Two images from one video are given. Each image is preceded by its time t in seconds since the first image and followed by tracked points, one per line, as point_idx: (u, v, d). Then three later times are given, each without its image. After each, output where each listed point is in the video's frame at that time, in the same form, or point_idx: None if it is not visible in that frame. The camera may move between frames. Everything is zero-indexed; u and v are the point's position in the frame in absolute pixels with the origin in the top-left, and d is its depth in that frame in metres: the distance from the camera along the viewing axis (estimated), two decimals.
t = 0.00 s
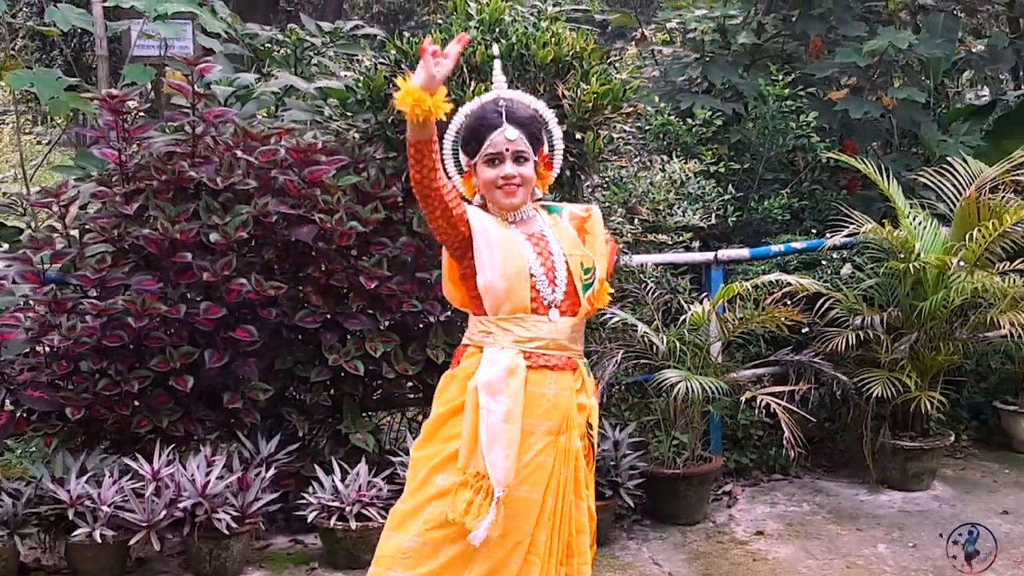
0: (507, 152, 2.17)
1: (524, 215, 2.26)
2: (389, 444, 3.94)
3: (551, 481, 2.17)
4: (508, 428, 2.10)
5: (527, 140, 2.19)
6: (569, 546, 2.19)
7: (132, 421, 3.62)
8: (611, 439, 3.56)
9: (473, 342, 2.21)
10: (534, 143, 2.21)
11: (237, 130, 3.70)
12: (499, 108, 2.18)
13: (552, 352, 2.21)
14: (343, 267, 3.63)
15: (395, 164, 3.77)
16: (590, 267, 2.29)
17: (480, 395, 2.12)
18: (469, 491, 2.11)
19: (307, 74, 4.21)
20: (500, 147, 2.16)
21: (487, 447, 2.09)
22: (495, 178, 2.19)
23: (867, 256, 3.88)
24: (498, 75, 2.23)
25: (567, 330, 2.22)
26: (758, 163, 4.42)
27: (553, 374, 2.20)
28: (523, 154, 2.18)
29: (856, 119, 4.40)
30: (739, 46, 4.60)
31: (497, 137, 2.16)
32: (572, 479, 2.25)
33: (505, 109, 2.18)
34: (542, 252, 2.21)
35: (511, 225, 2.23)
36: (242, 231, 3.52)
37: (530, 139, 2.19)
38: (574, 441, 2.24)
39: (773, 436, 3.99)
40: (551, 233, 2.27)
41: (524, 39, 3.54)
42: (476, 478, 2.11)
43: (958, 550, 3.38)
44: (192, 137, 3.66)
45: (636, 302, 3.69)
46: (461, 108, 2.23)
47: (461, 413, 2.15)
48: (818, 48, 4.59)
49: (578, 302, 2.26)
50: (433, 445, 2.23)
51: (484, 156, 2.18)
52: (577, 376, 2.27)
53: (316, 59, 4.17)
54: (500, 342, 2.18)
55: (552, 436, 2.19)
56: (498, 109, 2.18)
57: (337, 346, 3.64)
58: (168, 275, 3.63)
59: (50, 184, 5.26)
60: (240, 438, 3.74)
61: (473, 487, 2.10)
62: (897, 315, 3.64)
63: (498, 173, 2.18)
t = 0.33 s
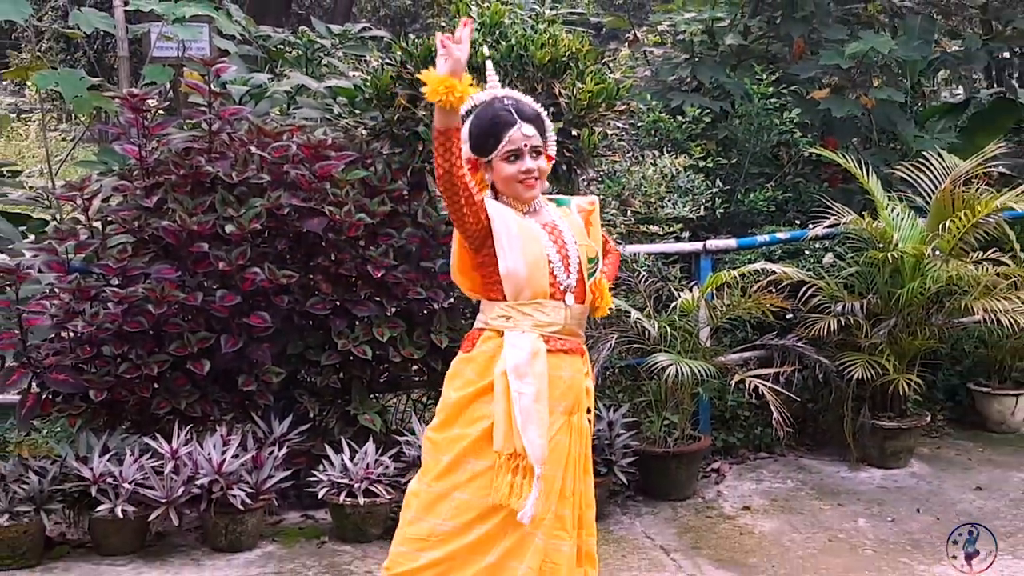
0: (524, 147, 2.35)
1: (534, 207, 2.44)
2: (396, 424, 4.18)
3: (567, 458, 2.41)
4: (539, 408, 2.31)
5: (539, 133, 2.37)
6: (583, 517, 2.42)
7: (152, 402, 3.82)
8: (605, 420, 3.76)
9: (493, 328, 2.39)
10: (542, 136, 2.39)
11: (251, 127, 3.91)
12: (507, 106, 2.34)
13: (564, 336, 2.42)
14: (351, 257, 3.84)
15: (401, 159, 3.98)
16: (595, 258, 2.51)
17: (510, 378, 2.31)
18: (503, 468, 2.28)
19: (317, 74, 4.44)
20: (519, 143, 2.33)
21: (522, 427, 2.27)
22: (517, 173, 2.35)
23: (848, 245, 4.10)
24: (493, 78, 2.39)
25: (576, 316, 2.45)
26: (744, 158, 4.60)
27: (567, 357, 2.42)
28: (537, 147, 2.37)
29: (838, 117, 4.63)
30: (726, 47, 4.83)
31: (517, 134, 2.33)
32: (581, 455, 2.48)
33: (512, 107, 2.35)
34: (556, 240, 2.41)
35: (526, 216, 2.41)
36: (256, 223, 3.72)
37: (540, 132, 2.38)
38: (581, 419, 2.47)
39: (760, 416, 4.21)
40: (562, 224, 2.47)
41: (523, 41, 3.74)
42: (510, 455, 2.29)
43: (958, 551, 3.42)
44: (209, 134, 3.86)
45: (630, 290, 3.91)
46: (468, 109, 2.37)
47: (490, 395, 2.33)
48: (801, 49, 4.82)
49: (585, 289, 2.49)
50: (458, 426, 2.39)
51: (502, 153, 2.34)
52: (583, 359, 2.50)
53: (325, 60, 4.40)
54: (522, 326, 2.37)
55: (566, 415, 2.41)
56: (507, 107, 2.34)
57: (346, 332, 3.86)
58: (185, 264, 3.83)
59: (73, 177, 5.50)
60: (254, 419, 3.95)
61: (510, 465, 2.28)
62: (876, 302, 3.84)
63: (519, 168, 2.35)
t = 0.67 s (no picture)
0: (558, 147, 2.50)
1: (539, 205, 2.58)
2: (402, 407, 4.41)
3: (572, 440, 2.52)
4: (529, 391, 2.41)
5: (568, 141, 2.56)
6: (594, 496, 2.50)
7: (169, 387, 4.02)
8: (601, 403, 3.97)
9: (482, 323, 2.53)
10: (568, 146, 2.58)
11: (264, 125, 4.09)
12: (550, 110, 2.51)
13: (550, 325, 2.55)
14: (359, 248, 4.03)
15: (406, 155, 4.18)
16: (587, 257, 2.67)
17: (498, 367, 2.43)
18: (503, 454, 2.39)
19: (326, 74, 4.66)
20: (558, 142, 2.49)
21: (514, 412, 2.37)
22: (547, 165, 2.49)
23: (832, 237, 4.29)
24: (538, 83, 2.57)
25: (563, 305, 2.57)
26: (733, 154, 4.84)
27: (552, 343, 2.55)
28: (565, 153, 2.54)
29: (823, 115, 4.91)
30: (715, 49, 5.11)
31: (559, 133, 2.49)
32: (582, 439, 2.60)
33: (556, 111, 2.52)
34: (552, 238, 2.55)
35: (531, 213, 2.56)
36: (269, 216, 3.91)
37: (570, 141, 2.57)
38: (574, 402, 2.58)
39: (748, 399, 4.45)
40: (559, 226, 2.60)
41: (523, 43, 3.93)
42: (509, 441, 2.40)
43: (957, 549, 3.43)
44: (224, 131, 4.05)
45: (624, 280, 4.07)
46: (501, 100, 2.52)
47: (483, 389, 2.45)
48: (787, 50, 5.05)
49: (572, 283, 2.63)
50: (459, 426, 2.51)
51: (541, 144, 2.47)
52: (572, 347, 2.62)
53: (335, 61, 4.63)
54: (506, 313, 2.49)
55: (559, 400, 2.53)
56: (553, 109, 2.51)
57: (354, 319, 4.06)
58: (201, 256, 4.01)
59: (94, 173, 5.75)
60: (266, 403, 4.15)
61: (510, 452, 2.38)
62: (858, 291, 4.03)
63: (550, 162, 2.49)
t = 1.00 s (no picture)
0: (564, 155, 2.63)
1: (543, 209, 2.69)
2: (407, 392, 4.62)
3: (574, 433, 2.59)
4: (529, 385, 2.49)
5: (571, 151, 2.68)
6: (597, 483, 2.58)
7: (185, 373, 4.20)
8: (598, 389, 4.15)
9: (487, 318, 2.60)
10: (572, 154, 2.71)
11: (275, 123, 4.29)
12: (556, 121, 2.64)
13: (552, 320, 2.62)
14: (366, 241, 4.22)
15: (411, 152, 4.38)
16: (586, 255, 2.79)
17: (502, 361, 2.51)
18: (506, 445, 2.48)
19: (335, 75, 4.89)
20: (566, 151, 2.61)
21: (515, 405, 2.46)
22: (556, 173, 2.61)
23: (818, 230, 4.50)
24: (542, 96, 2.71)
25: (564, 301, 2.65)
26: (723, 151, 5.06)
27: (555, 338, 2.62)
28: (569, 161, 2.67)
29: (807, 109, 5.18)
30: (706, 50, 5.33)
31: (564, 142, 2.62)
32: (585, 432, 2.66)
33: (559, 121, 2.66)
34: (558, 239, 2.65)
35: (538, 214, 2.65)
36: (280, 210, 4.11)
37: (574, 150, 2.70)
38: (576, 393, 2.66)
39: (738, 384, 4.69)
40: (561, 229, 2.70)
41: (522, 45, 4.13)
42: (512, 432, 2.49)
43: (957, 550, 3.45)
44: (237, 129, 4.24)
45: (619, 270, 4.29)
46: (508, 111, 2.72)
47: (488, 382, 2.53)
48: (775, 51, 5.29)
49: (573, 280, 2.72)
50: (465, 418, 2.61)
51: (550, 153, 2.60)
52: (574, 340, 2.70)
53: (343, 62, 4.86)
54: (511, 309, 2.57)
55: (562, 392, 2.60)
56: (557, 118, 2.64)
57: (361, 309, 4.26)
58: (216, 248, 4.20)
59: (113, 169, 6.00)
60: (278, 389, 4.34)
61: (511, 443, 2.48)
62: (843, 282, 4.22)
63: (558, 170, 2.61)
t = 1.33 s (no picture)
0: (524, 129, 2.91)
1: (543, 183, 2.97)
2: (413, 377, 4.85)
3: (572, 402, 2.88)
4: (545, 349, 2.78)
5: (537, 117, 2.93)
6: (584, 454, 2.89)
7: (201, 359, 4.40)
8: (594, 374, 4.34)
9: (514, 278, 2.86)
10: (541, 119, 2.96)
11: (286, 120, 4.49)
12: (510, 100, 2.93)
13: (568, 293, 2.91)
14: (373, 233, 4.42)
15: (416, 148, 4.59)
16: (591, 230, 3.08)
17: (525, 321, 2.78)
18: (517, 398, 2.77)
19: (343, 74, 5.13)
20: (520, 126, 2.90)
21: (530, 364, 2.75)
22: (520, 150, 2.91)
23: (804, 222, 4.73)
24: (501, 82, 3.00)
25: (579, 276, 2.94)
26: (714, 146, 5.27)
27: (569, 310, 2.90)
28: (537, 129, 2.93)
29: (793, 109, 5.43)
30: (699, 51, 5.54)
31: (515, 119, 2.90)
32: (580, 403, 2.95)
33: (514, 99, 2.93)
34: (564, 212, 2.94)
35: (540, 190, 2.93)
36: (291, 204, 4.31)
37: (538, 114, 2.94)
38: (578, 366, 2.95)
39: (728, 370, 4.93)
40: (569, 203, 2.99)
41: (522, 45, 4.32)
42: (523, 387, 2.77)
43: (958, 549, 3.47)
44: (250, 126, 4.44)
45: (615, 260, 4.50)
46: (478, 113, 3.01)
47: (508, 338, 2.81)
48: (764, 52, 5.52)
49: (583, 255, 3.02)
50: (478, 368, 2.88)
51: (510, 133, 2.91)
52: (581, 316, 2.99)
53: (350, 62, 5.07)
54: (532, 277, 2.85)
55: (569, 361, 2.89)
56: (508, 99, 2.92)
57: (369, 298, 4.47)
58: (230, 240, 4.39)
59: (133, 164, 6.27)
60: (289, 374, 4.55)
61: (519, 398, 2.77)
62: (828, 272, 4.42)
63: (522, 146, 2.90)
